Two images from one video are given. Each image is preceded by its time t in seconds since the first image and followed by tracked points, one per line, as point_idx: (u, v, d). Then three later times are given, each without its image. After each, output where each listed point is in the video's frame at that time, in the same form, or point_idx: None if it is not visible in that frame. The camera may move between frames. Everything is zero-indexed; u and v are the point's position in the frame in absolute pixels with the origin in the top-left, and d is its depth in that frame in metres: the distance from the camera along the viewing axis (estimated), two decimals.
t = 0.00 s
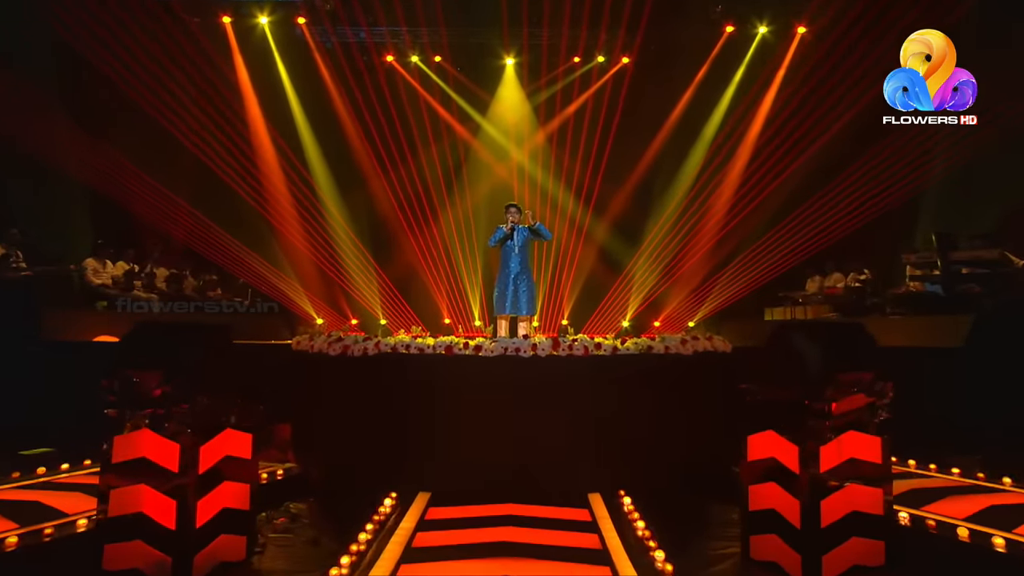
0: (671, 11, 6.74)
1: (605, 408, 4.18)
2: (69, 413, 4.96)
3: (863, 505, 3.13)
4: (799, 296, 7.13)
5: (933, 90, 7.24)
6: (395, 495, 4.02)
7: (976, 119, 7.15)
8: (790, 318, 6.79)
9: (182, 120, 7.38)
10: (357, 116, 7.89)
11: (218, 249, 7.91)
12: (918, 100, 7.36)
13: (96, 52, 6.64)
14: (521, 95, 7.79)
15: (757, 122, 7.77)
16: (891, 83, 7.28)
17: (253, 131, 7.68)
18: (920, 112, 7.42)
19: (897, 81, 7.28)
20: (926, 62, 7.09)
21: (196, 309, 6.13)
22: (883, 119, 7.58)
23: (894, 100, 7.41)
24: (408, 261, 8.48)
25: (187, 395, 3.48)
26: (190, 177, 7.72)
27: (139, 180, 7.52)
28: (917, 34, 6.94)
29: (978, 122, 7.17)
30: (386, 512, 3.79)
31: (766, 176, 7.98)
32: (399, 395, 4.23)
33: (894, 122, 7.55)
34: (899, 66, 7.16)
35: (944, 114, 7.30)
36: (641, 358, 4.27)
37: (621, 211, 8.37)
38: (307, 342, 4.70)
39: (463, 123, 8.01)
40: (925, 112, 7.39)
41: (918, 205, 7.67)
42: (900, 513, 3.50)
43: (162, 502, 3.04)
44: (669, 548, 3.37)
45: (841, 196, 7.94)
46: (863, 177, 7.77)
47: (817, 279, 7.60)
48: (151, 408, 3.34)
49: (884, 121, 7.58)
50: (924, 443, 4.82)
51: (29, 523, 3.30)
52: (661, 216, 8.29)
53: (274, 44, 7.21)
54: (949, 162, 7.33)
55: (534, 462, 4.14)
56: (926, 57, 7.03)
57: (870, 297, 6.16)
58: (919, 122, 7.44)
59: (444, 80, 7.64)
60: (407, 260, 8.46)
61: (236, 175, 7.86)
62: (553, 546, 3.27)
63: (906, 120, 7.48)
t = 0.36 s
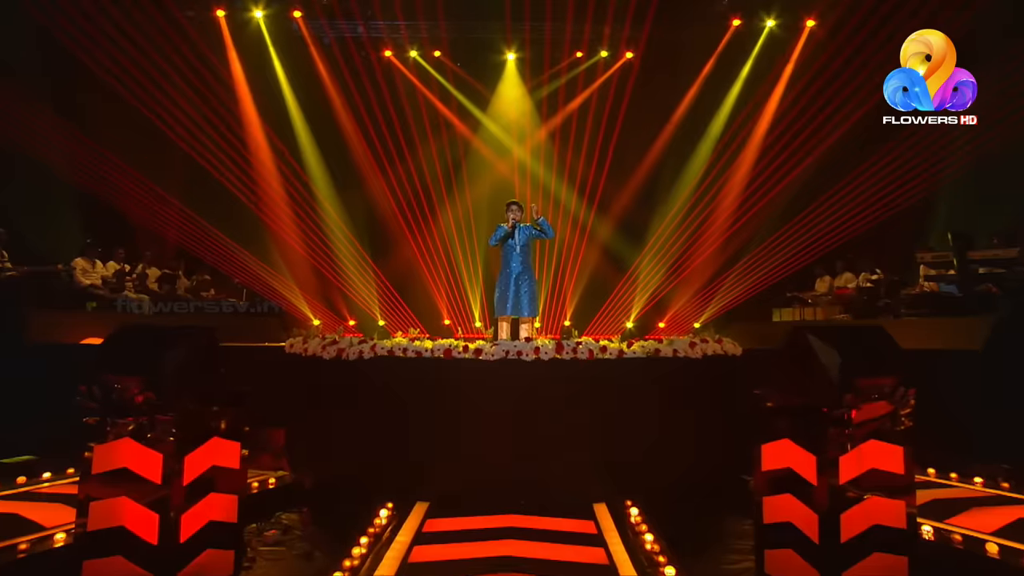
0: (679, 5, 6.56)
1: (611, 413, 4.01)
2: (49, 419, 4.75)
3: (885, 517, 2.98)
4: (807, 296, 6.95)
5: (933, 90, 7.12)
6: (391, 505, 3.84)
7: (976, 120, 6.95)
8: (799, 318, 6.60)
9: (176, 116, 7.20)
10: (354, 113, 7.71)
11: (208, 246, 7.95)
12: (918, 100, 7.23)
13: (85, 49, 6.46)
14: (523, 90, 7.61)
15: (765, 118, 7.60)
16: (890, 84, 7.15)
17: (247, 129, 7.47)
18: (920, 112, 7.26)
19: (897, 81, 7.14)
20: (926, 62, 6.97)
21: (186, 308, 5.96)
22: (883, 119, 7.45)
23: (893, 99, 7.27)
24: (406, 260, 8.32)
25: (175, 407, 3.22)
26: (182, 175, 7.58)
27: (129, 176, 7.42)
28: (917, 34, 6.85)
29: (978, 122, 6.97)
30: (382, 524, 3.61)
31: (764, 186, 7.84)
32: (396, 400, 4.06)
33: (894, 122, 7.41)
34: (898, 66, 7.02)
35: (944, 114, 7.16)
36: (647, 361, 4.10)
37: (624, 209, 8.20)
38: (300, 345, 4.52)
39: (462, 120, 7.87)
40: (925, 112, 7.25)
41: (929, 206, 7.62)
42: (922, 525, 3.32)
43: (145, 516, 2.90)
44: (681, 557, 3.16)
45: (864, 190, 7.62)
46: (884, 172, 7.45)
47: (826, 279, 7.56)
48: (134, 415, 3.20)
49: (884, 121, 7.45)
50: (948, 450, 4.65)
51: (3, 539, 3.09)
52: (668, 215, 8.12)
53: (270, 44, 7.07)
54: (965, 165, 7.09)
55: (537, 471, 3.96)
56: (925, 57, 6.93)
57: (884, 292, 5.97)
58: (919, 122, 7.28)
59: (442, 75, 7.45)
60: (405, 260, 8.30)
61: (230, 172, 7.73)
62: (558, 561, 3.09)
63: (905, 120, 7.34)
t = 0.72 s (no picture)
0: None
1: (616, 418, 3.85)
2: (28, 426, 4.56)
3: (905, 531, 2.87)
4: (813, 297, 6.79)
5: (933, 90, 7.00)
6: (385, 515, 3.68)
7: (976, 120, 6.87)
8: (805, 320, 6.44)
9: (165, 114, 7.01)
10: (349, 110, 7.54)
11: (198, 246, 7.90)
12: (918, 100, 7.05)
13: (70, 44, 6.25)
14: (523, 86, 7.42)
15: (772, 114, 7.40)
16: (890, 84, 6.92)
17: (239, 128, 7.31)
18: (920, 112, 7.11)
19: (897, 81, 6.93)
20: (926, 62, 6.77)
21: (177, 313, 5.78)
22: (883, 119, 7.26)
23: (894, 100, 7.05)
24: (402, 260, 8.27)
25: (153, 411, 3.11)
26: (171, 172, 7.51)
27: (120, 177, 7.34)
28: (917, 34, 6.66)
29: (977, 122, 6.87)
30: (376, 536, 3.42)
31: (780, 174, 7.77)
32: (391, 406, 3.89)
33: (894, 122, 7.22)
34: (898, 66, 6.82)
35: (944, 115, 7.06)
36: (652, 364, 3.94)
37: (625, 207, 8.15)
38: (291, 348, 4.32)
39: (460, 116, 7.70)
40: (925, 112, 7.10)
41: (940, 205, 7.48)
42: (944, 538, 3.15)
43: (123, 532, 2.72)
44: (692, 567, 2.98)
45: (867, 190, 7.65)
46: (887, 174, 7.49)
47: (833, 279, 7.30)
48: (111, 424, 3.01)
49: (884, 121, 7.26)
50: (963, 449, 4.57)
51: None
52: (670, 215, 8.06)
53: (263, 39, 6.82)
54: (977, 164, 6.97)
55: (538, 479, 3.79)
56: (926, 57, 6.74)
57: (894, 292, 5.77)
58: (919, 122, 7.14)
59: (438, 69, 7.25)
60: (402, 258, 8.23)
61: (221, 169, 7.61)
62: None
63: (905, 120, 7.18)
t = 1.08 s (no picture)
0: None
1: (619, 425, 3.68)
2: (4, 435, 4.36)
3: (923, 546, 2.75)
4: (818, 298, 6.62)
5: (933, 90, 6.84)
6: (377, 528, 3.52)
7: (976, 119, 6.72)
8: (810, 322, 6.31)
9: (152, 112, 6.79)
10: (342, 106, 7.37)
11: (186, 246, 7.55)
12: (918, 100, 6.93)
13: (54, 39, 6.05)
14: (520, 83, 7.26)
15: (776, 111, 7.25)
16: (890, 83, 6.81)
17: (230, 128, 7.11)
18: (920, 112, 6.99)
19: (897, 81, 6.81)
20: (926, 62, 6.66)
21: (165, 316, 5.59)
22: (882, 119, 7.13)
23: (894, 100, 6.93)
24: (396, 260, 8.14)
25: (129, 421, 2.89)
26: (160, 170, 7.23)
27: (104, 174, 7.02)
28: (917, 34, 6.55)
29: (977, 122, 6.73)
30: (366, 552, 3.25)
31: (776, 182, 7.57)
32: (384, 413, 3.72)
33: (893, 122, 7.10)
34: (898, 65, 6.71)
35: (943, 115, 6.91)
36: (656, 370, 3.76)
37: (627, 205, 8.00)
38: (280, 351, 4.14)
39: (457, 113, 7.53)
40: (925, 113, 6.97)
41: (950, 204, 7.14)
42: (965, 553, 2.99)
43: (93, 549, 2.60)
44: None
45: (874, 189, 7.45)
46: (892, 177, 7.31)
47: (839, 279, 7.13)
48: (84, 434, 2.81)
49: (883, 121, 7.13)
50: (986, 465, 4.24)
51: None
52: (671, 215, 7.90)
53: (254, 31, 6.64)
54: (985, 164, 6.75)
55: (538, 489, 3.62)
56: (925, 57, 6.62)
57: (903, 293, 5.64)
58: (919, 123, 7.02)
59: (434, 65, 7.09)
60: (397, 258, 8.10)
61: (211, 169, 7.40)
62: None
63: (905, 120, 7.06)
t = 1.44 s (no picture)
0: None
1: (622, 433, 3.50)
2: None
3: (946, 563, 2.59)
4: (823, 299, 6.46)
5: (933, 90, 6.77)
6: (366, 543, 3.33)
7: (976, 119, 6.69)
8: (815, 324, 6.10)
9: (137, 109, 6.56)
10: (335, 103, 7.23)
11: (176, 247, 7.17)
12: (918, 100, 6.85)
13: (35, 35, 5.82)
14: (518, 79, 7.11)
15: (778, 110, 7.09)
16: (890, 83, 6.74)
17: (221, 129, 6.96)
18: (920, 112, 6.92)
19: (897, 81, 6.75)
20: (926, 62, 6.60)
21: (150, 319, 5.41)
22: (882, 119, 7.03)
23: (894, 100, 6.85)
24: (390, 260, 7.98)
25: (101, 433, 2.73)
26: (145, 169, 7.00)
27: (88, 174, 6.65)
28: (916, 34, 6.48)
29: (978, 122, 6.70)
30: (355, 568, 3.07)
31: (785, 178, 7.42)
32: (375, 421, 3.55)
33: (894, 122, 7.00)
34: (898, 65, 6.65)
35: (944, 115, 6.88)
36: (660, 375, 3.59)
37: (627, 204, 7.86)
38: (268, 355, 3.97)
39: (452, 109, 7.40)
40: (925, 113, 6.91)
41: (958, 205, 7.10)
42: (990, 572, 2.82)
43: (61, 567, 2.45)
44: None
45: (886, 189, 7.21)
46: (900, 172, 7.12)
47: (845, 280, 6.94)
48: (53, 446, 2.63)
49: (884, 121, 7.03)
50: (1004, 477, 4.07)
51: None
52: (671, 215, 7.80)
53: (246, 28, 6.59)
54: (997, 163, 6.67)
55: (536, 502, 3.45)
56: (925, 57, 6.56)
57: (911, 294, 5.49)
58: (919, 123, 6.96)
59: (430, 60, 6.95)
60: (390, 258, 7.96)
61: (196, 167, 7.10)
62: None
63: (906, 120, 6.97)
